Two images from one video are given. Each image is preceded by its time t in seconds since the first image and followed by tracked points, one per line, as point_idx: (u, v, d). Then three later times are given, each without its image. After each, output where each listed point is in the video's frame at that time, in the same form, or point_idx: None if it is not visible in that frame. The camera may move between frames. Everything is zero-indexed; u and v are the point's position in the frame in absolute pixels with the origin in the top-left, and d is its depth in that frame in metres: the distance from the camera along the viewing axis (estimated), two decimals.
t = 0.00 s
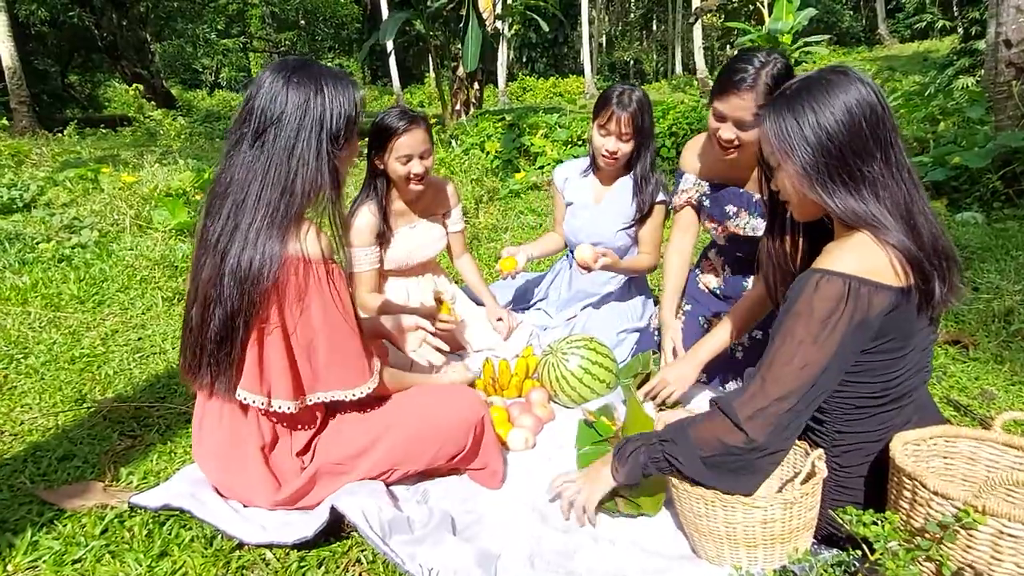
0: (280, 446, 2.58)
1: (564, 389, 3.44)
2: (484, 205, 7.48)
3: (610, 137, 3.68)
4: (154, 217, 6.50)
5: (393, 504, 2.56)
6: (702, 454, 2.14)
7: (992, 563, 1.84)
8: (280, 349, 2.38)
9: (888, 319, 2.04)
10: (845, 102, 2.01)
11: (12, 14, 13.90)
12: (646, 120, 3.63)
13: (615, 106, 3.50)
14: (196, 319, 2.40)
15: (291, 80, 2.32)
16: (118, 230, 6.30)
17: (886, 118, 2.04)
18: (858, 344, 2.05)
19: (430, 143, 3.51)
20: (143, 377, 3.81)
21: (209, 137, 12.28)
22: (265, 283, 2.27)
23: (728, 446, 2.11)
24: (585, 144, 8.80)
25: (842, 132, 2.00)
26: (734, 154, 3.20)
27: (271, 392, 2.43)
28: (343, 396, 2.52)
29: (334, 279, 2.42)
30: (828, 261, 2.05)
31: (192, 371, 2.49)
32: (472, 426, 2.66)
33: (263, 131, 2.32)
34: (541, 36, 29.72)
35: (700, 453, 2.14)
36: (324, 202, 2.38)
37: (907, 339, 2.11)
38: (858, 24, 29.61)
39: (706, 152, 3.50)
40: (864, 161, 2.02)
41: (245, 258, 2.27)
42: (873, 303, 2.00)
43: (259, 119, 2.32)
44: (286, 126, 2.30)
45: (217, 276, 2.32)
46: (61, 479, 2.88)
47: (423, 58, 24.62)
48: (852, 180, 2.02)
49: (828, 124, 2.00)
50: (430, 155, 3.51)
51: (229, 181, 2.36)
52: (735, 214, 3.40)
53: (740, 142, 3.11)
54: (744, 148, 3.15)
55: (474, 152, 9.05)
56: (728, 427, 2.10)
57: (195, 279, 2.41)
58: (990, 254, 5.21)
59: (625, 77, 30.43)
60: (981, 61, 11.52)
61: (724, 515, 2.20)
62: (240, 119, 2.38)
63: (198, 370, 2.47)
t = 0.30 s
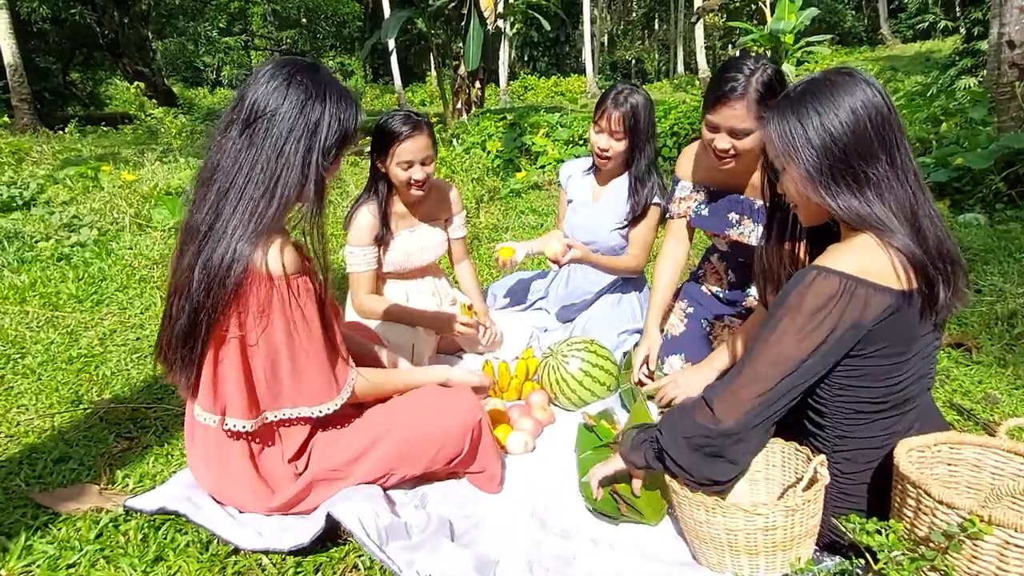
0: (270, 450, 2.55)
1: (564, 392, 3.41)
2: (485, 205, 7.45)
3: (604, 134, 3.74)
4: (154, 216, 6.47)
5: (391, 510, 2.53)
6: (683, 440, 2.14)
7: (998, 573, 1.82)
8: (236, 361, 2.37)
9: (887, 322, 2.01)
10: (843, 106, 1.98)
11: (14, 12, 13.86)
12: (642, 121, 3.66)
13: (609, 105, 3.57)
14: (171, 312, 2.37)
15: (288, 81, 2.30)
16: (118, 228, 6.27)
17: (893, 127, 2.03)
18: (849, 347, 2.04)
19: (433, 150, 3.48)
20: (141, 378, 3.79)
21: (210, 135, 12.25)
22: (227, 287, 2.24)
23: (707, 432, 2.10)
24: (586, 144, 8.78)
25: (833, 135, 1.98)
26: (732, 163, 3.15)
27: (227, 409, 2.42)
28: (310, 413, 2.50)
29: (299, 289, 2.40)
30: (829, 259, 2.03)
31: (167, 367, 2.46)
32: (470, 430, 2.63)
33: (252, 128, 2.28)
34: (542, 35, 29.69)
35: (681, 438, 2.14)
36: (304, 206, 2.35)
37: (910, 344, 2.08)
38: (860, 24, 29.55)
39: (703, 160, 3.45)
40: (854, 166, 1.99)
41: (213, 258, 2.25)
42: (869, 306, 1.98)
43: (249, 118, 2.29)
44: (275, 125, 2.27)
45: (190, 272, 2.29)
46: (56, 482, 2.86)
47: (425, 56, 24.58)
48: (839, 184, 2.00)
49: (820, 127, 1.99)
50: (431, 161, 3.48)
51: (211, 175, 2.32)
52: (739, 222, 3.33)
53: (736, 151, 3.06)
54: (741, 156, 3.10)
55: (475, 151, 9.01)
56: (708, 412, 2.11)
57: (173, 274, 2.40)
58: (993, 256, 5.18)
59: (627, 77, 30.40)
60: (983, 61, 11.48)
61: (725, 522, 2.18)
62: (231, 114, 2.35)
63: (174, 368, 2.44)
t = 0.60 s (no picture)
0: (270, 455, 2.52)
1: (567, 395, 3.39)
2: (486, 204, 7.42)
3: (603, 134, 3.72)
4: (154, 215, 6.45)
5: (393, 518, 2.52)
6: (683, 448, 2.13)
7: None
8: (233, 363, 2.35)
9: (895, 329, 1.99)
10: (853, 110, 1.96)
11: (15, 8, 13.82)
12: (642, 124, 3.64)
13: (610, 106, 3.57)
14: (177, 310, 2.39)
15: (299, 83, 2.28)
16: (118, 228, 6.25)
17: (905, 135, 2.00)
18: (857, 356, 2.02)
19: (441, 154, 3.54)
20: (141, 380, 3.76)
21: (211, 133, 12.22)
22: (223, 289, 2.24)
23: (709, 438, 2.09)
24: (587, 143, 8.75)
25: (839, 139, 1.95)
26: (733, 168, 3.13)
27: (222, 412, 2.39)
28: (307, 424, 2.44)
29: (293, 293, 2.35)
30: (834, 266, 2.01)
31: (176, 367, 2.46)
32: (473, 438, 2.61)
33: (260, 132, 2.27)
34: (543, 33, 29.66)
35: (682, 446, 2.13)
36: (312, 209, 2.32)
37: (919, 352, 2.05)
38: (862, 22, 29.50)
39: (706, 164, 3.42)
40: (860, 171, 1.96)
41: (214, 258, 2.25)
42: (874, 315, 1.96)
43: (259, 119, 2.28)
44: (283, 127, 2.25)
45: (194, 274, 2.31)
46: (56, 487, 2.84)
47: (426, 54, 24.55)
48: (844, 190, 1.97)
49: (828, 130, 1.96)
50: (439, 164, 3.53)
51: (224, 176, 2.33)
52: (744, 224, 3.30)
53: (740, 156, 3.03)
54: (744, 161, 3.07)
55: (476, 150, 8.97)
56: (713, 420, 2.09)
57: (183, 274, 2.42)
58: (997, 257, 5.15)
59: (628, 75, 30.39)
60: (985, 61, 11.44)
61: (732, 531, 2.14)
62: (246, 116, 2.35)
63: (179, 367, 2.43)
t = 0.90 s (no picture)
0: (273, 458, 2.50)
1: (569, 398, 3.38)
2: (487, 203, 7.40)
3: (601, 135, 3.72)
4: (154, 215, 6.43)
5: (397, 523, 2.51)
6: (668, 448, 2.13)
7: None
8: (238, 366, 2.33)
9: (894, 337, 1.97)
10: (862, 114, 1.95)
11: (14, 8, 13.78)
12: (639, 124, 3.63)
13: (606, 106, 3.57)
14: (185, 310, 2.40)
15: (305, 85, 2.26)
16: (118, 228, 6.24)
17: (914, 142, 1.99)
18: (852, 362, 2.01)
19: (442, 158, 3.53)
20: (143, 383, 3.75)
21: (210, 132, 12.20)
22: (225, 290, 2.25)
23: (692, 436, 2.11)
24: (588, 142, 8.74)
25: (845, 144, 1.95)
26: (731, 171, 3.11)
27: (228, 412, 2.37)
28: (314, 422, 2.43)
29: (295, 293, 2.32)
30: (830, 274, 2.01)
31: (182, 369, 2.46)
32: (477, 444, 2.60)
33: (264, 135, 2.27)
34: (543, 31, 29.62)
35: (666, 446, 2.13)
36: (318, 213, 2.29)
37: (921, 359, 2.04)
38: (862, 19, 29.45)
39: (703, 166, 3.42)
40: (863, 177, 1.95)
41: (217, 261, 2.26)
42: (868, 322, 1.94)
43: (264, 121, 2.27)
44: (288, 130, 2.24)
45: (200, 277, 2.32)
46: (58, 492, 2.83)
47: (425, 53, 24.51)
48: (845, 194, 1.96)
49: (834, 134, 1.96)
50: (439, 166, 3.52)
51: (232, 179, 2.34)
52: (745, 226, 3.26)
53: (738, 158, 3.01)
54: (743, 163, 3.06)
55: (476, 149, 8.95)
56: (694, 417, 2.10)
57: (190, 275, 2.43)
58: (999, 257, 5.14)
59: (627, 74, 30.37)
60: (986, 58, 11.41)
61: (737, 538, 2.13)
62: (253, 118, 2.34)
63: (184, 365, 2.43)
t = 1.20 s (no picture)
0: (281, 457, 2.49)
1: (579, 394, 3.37)
2: (490, 199, 7.37)
3: (603, 133, 3.71)
4: (158, 212, 6.41)
5: (409, 520, 2.50)
6: (684, 451, 2.12)
7: None
8: (245, 370, 2.30)
9: (906, 333, 1.95)
10: (862, 108, 1.93)
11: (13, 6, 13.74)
12: (640, 119, 3.60)
13: (606, 103, 3.54)
14: (183, 316, 2.38)
15: (295, 80, 2.24)
16: (121, 225, 6.22)
17: (925, 134, 1.96)
18: (863, 359, 1.99)
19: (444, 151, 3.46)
20: (150, 380, 3.74)
21: (211, 129, 12.17)
22: (225, 292, 2.22)
23: (705, 438, 2.10)
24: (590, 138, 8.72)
25: (846, 141, 1.93)
26: (735, 168, 3.07)
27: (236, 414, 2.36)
28: (328, 413, 2.45)
29: (300, 285, 2.32)
30: (836, 274, 1.98)
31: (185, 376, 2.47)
32: (485, 440, 2.58)
33: (258, 132, 2.25)
34: (542, 27, 29.56)
35: (680, 449, 2.13)
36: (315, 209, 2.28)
37: (934, 354, 2.02)
38: (862, 13, 29.35)
39: (704, 167, 3.40)
40: (867, 173, 1.94)
41: (213, 265, 2.24)
42: (875, 320, 1.92)
43: (256, 118, 2.26)
44: (280, 126, 2.22)
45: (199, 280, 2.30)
46: (68, 490, 2.82)
47: (425, 50, 24.46)
48: (850, 191, 1.95)
49: (835, 131, 1.94)
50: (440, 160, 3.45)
51: (225, 179, 2.32)
52: (752, 227, 3.27)
53: (743, 154, 2.97)
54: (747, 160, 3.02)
55: (478, 145, 8.92)
56: (705, 419, 2.09)
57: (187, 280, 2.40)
58: (1006, 252, 5.11)
59: (627, 69, 30.31)
60: (988, 52, 11.35)
61: (752, 534, 2.11)
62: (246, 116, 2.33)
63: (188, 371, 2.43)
